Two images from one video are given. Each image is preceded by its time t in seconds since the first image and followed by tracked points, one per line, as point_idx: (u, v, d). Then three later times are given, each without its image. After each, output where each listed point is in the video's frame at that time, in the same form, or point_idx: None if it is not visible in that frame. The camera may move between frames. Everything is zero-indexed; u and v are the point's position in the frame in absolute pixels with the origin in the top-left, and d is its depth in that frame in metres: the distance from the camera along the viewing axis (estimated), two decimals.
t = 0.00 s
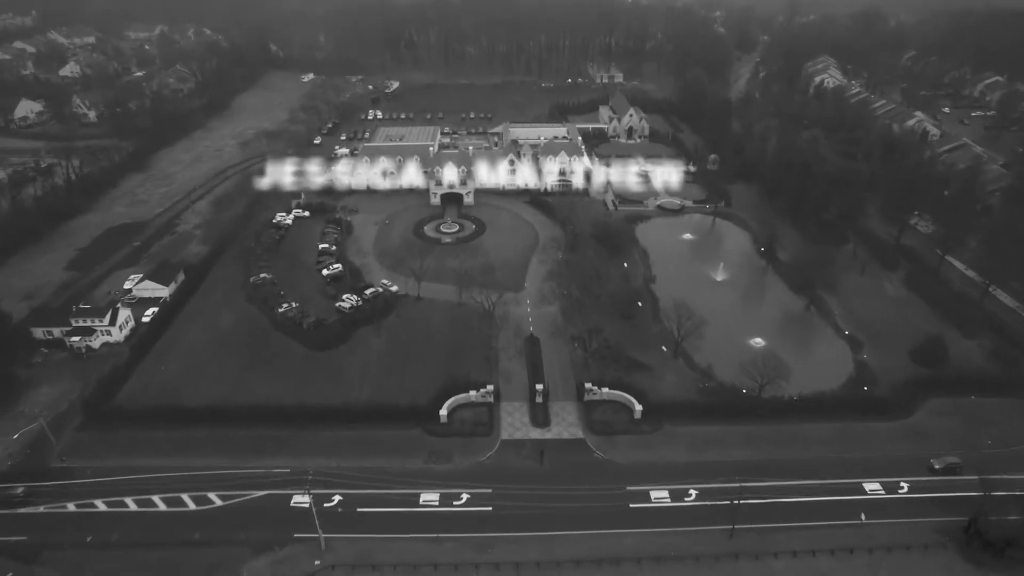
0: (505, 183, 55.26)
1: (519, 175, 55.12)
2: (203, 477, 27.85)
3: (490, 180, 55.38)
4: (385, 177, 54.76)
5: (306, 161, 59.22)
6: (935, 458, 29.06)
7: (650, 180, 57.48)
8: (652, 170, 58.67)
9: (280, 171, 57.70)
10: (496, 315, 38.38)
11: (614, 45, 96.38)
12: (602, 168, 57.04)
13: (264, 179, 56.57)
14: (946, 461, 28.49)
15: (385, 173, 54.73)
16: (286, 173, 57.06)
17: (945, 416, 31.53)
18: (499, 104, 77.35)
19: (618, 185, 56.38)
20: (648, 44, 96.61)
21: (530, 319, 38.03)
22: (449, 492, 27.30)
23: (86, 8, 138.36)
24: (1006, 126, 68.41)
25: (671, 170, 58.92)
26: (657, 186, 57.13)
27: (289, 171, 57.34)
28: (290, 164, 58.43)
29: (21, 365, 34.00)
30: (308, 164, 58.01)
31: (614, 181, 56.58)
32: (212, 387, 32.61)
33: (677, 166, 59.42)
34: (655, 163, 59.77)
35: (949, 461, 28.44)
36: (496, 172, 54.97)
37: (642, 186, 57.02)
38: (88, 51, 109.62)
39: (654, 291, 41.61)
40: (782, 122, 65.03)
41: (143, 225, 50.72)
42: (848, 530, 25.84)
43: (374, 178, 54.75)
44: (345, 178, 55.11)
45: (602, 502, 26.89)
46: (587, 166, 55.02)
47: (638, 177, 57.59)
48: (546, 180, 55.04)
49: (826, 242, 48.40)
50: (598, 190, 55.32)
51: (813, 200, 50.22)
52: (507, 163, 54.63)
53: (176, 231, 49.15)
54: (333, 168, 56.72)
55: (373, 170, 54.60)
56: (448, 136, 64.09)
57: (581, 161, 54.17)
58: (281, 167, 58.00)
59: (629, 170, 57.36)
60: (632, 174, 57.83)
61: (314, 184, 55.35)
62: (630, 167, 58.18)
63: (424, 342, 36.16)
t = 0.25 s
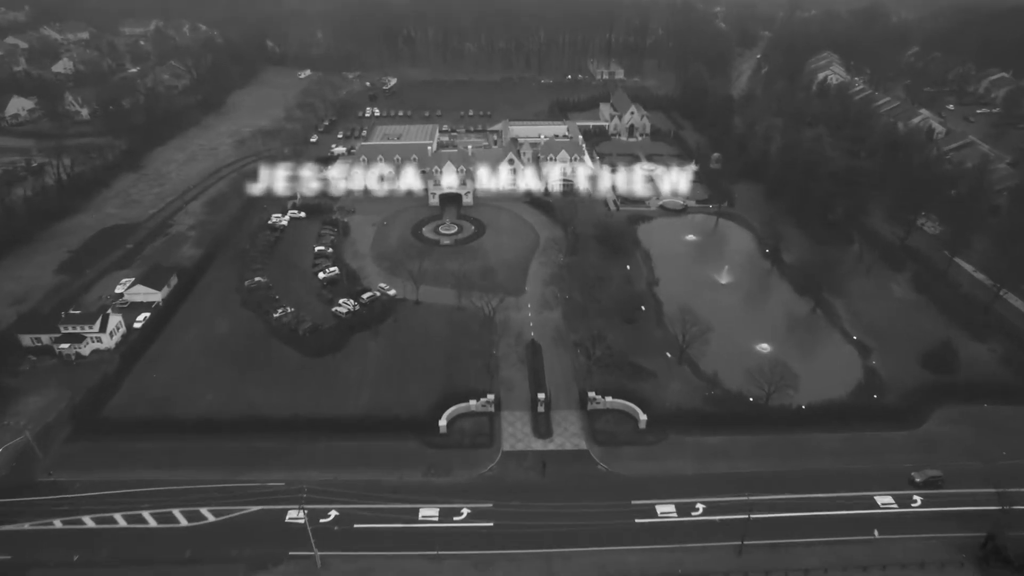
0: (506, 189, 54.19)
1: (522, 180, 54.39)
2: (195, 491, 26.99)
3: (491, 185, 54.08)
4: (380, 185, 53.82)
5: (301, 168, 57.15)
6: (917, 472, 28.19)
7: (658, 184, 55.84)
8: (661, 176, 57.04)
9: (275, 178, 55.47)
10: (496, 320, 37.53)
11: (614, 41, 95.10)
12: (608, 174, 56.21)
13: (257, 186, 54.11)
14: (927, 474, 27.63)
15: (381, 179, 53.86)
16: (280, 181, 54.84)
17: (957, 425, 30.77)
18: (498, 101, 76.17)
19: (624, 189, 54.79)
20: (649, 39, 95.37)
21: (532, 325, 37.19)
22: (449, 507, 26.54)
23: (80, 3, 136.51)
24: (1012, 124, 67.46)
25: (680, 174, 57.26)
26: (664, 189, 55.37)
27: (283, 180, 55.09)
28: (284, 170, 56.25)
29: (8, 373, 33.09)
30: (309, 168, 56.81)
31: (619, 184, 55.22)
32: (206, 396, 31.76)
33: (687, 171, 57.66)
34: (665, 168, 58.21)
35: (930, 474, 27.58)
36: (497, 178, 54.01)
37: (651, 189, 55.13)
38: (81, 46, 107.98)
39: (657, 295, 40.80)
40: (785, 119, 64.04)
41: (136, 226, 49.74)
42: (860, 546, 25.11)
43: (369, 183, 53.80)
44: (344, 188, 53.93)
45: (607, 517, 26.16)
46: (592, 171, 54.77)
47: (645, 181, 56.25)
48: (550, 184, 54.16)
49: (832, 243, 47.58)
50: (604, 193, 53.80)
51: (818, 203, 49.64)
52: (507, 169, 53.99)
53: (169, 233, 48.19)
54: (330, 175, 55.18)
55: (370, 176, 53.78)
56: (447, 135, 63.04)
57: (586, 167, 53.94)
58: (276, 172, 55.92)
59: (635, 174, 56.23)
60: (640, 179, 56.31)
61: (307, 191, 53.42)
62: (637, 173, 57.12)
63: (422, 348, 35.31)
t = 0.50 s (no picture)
0: (509, 197, 52.03)
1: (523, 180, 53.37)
2: (187, 506, 26.15)
3: (492, 193, 52.24)
4: (377, 193, 52.47)
5: (295, 173, 55.23)
6: (896, 484, 27.47)
7: (666, 190, 54.04)
8: (668, 182, 55.31)
9: (267, 184, 53.77)
10: (497, 326, 36.80)
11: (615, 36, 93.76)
12: (613, 181, 54.68)
13: (250, 193, 52.67)
14: (907, 487, 26.88)
15: (376, 185, 52.91)
16: (273, 190, 52.87)
17: (970, 435, 30.02)
18: (497, 98, 74.92)
19: (631, 196, 52.90)
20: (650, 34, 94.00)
21: (533, 331, 36.43)
22: (449, 522, 25.78)
23: None
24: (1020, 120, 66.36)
25: (689, 180, 55.42)
26: (674, 196, 53.48)
27: (275, 190, 53.14)
28: (277, 175, 54.58)
29: None
30: (305, 173, 55.08)
31: (623, 186, 54.17)
32: (199, 407, 30.96)
33: (696, 176, 55.68)
34: (673, 174, 56.30)
35: (910, 488, 26.81)
36: (499, 184, 52.51)
37: (660, 195, 53.21)
38: (76, 42, 106.39)
39: (661, 299, 40.03)
40: (789, 116, 62.91)
41: (128, 227, 48.76)
42: (872, 563, 24.42)
43: (365, 190, 52.42)
44: (339, 195, 52.29)
45: (612, 533, 25.45)
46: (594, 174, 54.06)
47: (652, 187, 54.36)
48: (554, 190, 52.48)
49: (838, 245, 46.79)
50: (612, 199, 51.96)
51: (823, 203, 48.83)
52: (507, 175, 52.93)
53: (163, 236, 47.27)
54: (325, 180, 53.60)
55: (365, 180, 52.63)
56: (445, 133, 61.95)
57: (592, 175, 53.22)
58: (269, 178, 54.31)
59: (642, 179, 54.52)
60: (647, 184, 54.58)
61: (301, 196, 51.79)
62: (644, 178, 55.47)
63: (422, 357, 34.66)
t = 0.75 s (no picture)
0: (511, 204, 50.02)
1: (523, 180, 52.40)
2: (178, 522, 25.33)
3: (493, 199, 50.56)
4: (373, 200, 50.95)
5: (285, 178, 52.23)
6: (876, 499, 26.73)
7: (674, 197, 52.03)
8: (677, 188, 53.26)
9: (258, 191, 51.32)
10: (497, 332, 35.99)
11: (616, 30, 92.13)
12: (619, 186, 52.67)
13: (241, 200, 50.26)
14: (887, 502, 26.14)
15: (372, 193, 51.66)
16: (264, 199, 50.23)
17: (983, 445, 29.27)
18: (495, 95, 73.63)
19: (639, 205, 50.85)
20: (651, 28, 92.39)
21: (534, 337, 35.64)
22: (450, 539, 25.01)
23: None
24: None
25: (698, 186, 53.35)
26: (683, 204, 51.48)
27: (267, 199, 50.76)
28: (268, 181, 51.96)
29: None
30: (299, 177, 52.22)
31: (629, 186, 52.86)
32: (192, 417, 30.11)
33: (706, 183, 53.53)
34: (681, 180, 54.18)
35: (890, 503, 26.09)
36: (500, 192, 50.86)
37: (668, 204, 51.16)
38: (69, 37, 104.63)
39: (664, 303, 39.24)
40: (793, 114, 61.77)
41: (121, 229, 47.75)
42: None
43: (360, 198, 50.95)
44: (333, 203, 50.34)
45: (617, 550, 24.70)
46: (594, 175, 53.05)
47: (659, 194, 52.28)
48: (558, 198, 50.62)
49: (844, 246, 45.93)
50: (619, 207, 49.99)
51: (830, 203, 47.91)
52: (508, 180, 51.72)
53: (156, 238, 46.35)
54: (319, 188, 51.37)
55: (363, 180, 51.95)
56: (443, 131, 60.90)
57: (598, 183, 51.52)
58: (260, 184, 51.69)
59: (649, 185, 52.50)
60: (655, 191, 52.56)
61: (294, 201, 49.98)
62: (651, 184, 53.41)
63: (421, 365, 33.88)
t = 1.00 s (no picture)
0: (513, 212, 48.41)
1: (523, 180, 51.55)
2: (170, 540, 24.52)
3: (495, 207, 49.04)
4: (368, 209, 49.03)
5: (278, 186, 51.13)
6: (853, 514, 26.01)
7: (682, 206, 50.27)
8: (686, 196, 51.55)
9: (249, 199, 49.83)
10: (498, 341, 35.22)
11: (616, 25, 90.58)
12: (625, 196, 51.01)
13: (231, 210, 48.39)
14: (865, 518, 25.46)
15: (368, 202, 49.92)
16: (255, 207, 48.62)
17: (998, 456, 28.52)
18: (494, 92, 72.38)
19: (646, 213, 49.00)
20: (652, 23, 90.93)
21: (536, 344, 34.93)
22: (451, 557, 24.24)
23: None
24: None
25: (707, 195, 51.53)
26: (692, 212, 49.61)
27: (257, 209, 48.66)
28: (259, 189, 50.54)
29: None
30: (292, 185, 50.88)
31: (631, 189, 52.12)
32: (184, 428, 29.26)
33: (715, 191, 51.67)
34: (690, 188, 52.33)
35: (868, 519, 25.42)
36: (500, 201, 49.36)
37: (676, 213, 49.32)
38: (61, 31, 102.68)
39: (668, 307, 38.46)
40: (798, 111, 60.64)
41: (113, 232, 46.72)
42: None
43: (356, 206, 49.02)
44: (327, 211, 48.77)
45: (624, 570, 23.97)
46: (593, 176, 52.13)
47: (667, 203, 50.51)
48: (563, 207, 48.90)
49: (850, 248, 45.12)
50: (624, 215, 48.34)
51: (836, 203, 47.02)
52: (506, 190, 50.63)
53: (149, 241, 45.36)
54: (312, 196, 50.18)
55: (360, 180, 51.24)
56: (441, 129, 59.82)
57: (604, 191, 49.96)
58: (251, 193, 50.14)
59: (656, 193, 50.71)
60: (662, 200, 50.84)
61: (286, 208, 48.32)
62: (658, 193, 51.74)
63: (419, 373, 33.03)
